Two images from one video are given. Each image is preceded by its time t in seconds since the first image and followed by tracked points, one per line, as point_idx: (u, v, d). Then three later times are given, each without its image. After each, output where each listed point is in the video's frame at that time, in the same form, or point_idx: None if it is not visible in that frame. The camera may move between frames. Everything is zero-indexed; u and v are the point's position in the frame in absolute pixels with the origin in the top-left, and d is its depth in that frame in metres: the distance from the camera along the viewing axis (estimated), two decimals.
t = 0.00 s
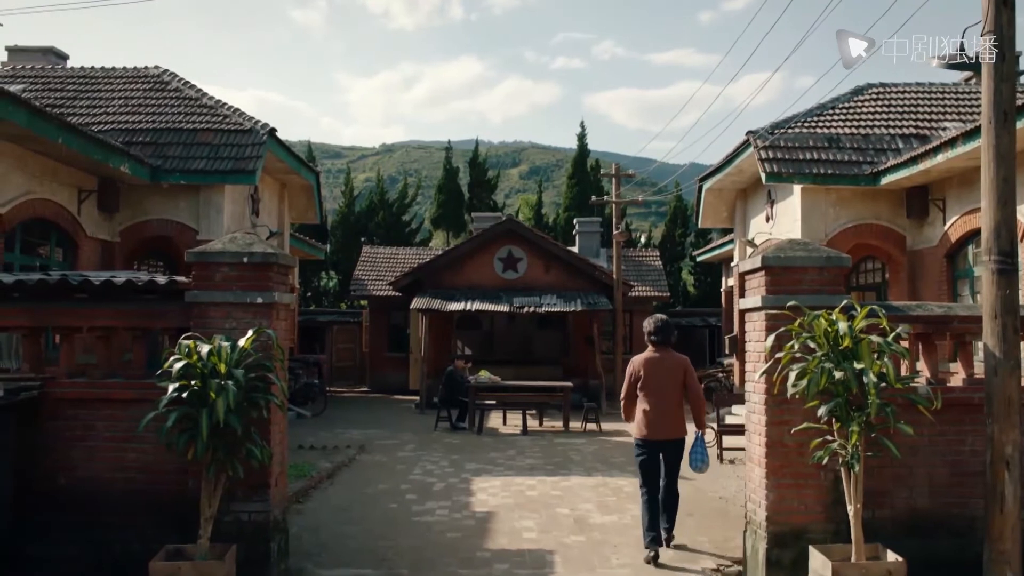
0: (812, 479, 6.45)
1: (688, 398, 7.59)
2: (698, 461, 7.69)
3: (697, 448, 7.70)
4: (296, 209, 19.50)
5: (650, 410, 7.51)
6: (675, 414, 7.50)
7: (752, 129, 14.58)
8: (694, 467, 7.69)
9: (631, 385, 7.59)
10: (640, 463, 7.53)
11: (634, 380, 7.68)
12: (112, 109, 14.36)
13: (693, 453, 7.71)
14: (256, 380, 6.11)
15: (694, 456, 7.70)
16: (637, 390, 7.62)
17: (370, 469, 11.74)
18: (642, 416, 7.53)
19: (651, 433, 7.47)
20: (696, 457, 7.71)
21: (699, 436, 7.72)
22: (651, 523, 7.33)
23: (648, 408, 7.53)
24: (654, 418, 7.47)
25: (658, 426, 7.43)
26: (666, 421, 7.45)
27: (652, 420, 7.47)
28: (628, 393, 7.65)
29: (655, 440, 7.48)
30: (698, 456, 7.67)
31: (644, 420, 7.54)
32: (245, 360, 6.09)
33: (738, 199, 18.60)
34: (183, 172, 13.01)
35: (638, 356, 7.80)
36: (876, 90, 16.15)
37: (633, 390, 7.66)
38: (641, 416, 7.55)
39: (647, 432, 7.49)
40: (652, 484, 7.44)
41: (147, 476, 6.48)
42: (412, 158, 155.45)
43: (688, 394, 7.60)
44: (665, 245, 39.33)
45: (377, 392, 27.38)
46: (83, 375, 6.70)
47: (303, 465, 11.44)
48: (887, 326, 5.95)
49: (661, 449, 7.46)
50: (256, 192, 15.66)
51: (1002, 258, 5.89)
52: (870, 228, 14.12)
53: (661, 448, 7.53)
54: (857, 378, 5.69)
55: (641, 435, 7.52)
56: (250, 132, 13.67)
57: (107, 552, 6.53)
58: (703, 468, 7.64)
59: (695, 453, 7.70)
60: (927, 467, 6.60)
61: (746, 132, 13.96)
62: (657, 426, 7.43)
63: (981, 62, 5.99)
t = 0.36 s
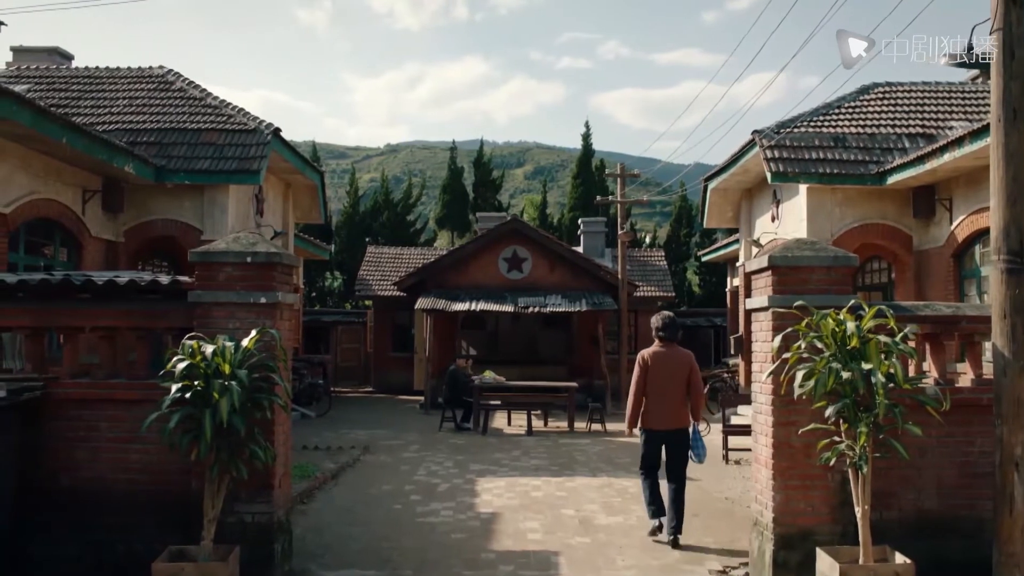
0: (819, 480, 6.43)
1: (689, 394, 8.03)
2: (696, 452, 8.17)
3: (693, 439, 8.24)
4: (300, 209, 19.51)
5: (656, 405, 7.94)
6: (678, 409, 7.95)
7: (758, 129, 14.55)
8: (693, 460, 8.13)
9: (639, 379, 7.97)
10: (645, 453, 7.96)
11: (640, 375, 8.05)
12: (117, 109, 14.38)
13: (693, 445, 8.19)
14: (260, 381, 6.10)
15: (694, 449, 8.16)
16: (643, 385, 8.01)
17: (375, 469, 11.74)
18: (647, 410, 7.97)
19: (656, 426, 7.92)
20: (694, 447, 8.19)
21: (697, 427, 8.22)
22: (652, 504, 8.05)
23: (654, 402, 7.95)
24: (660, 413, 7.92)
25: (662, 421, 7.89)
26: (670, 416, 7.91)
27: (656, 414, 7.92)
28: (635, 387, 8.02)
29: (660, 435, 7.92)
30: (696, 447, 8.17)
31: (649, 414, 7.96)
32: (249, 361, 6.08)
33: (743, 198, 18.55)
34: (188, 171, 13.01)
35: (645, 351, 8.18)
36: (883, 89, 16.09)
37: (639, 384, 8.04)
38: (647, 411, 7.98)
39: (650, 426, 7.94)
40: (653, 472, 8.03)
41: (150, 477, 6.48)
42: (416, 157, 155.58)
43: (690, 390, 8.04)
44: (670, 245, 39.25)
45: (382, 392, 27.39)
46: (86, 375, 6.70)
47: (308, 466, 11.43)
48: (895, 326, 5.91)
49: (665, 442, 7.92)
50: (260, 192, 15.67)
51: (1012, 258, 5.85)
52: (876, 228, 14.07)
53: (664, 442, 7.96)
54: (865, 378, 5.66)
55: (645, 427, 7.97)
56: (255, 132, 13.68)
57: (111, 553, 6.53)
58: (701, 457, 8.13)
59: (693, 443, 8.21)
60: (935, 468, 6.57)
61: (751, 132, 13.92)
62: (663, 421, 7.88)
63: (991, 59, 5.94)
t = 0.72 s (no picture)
0: (824, 482, 6.39)
1: (683, 393, 8.38)
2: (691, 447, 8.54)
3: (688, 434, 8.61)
4: (302, 209, 19.51)
5: (652, 405, 8.29)
6: (672, 408, 8.30)
7: (761, 128, 14.51)
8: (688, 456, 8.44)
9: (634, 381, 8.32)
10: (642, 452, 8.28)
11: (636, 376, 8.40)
12: (119, 108, 14.40)
13: (688, 440, 8.57)
14: (261, 382, 6.09)
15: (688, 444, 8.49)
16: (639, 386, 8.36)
17: (377, 470, 11.72)
18: (643, 411, 8.33)
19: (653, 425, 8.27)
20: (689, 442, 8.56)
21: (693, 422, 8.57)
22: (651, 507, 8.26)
23: (650, 403, 8.30)
24: (655, 413, 8.27)
25: (658, 421, 8.26)
26: (666, 415, 8.27)
27: (652, 414, 8.28)
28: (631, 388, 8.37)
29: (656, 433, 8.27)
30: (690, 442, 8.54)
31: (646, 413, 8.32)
32: (249, 361, 6.06)
33: (746, 198, 18.52)
34: (190, 171, 13.01)
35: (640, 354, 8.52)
36: (886, 89, 16.05)
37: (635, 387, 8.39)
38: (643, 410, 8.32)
39: (647, 425, 8.28)
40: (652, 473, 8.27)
41: (150, 478, 6.47)
42: (419, 158, 155.58)
43: (683, 390, 8.37)
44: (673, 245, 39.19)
45: (385, 392, 27.39)
46: (87, 376, 6.69)
47: (310, 466, 11.42)
48: (901, 327, 5.88)
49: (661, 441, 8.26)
50: (263, 193, 15.67)
51: (1019, 258, 5.81)
52: (880, 228, 14.03)
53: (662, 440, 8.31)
54: (870, 379, 5.63)
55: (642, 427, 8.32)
56: (257, 131, 13.66)
57: (112, 554, 6.52)
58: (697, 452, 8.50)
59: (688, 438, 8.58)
60: (942, 470, 6.53)
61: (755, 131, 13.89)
62: (659, 420, 8.24)
63: (998, 57, 5.90)
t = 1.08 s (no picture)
0: (826, 483, 6.37)
1: (677, 390, 8.57)
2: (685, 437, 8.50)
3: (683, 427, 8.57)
4: (302, 208, 19.51)
5: (646, 403, 8.55)
6: (666, 407, 8.51)
7: (762, 128, 14.50)
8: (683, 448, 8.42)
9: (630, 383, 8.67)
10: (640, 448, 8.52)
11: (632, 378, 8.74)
12: (118, 108, 14.37)
13: (682, 433, 8.54)
14: (259, 382, 6.07)
15: (683, 436, 8.51)
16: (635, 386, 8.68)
17: (376, 471, 11.69)
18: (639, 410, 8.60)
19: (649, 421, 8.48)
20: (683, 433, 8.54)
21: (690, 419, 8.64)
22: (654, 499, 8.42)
23: (643, 401, 8.57)
24: (648, 409, 8.50)
25: (651, 417, 8.47)
26: (658, 411, 8.47)
27: (645, 413, 8.53)
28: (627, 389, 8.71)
29: (651, 429, 8.47)
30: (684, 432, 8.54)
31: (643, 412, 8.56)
32: (248, 361, 6.05)
33: (747, 198, 18.51)
34: (189, 171, 12.99)
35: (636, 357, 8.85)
36: (887, 88, 16.04)
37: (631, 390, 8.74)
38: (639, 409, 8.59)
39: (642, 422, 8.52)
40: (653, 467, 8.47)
41: (148, 479, 6.44)
42: (419, 158, 155.60)
43: (677, 387, 8.57)
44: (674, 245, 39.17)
45: (384, 392, 27.37)
46: (85, 376, 6.66)
47: (309, 467, 11.39)
48: (904, 327, 5.86)
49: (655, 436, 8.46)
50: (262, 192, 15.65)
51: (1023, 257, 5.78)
52: (881, 227, 14.01)
53: (658, 437, 8.50)
54: (873, 379, 5.60)
55: (638, 426, 8.57)
56: (257, 131, 13.65)
57: (110, 555, 6.50)
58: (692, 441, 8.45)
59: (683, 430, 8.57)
60: (945, 471, 6.52)
61: (755, 131, 13.88)
62: (652, 415, 8.47)
63: (1002, 55, 5.89)
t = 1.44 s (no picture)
0: (828, 485, 6.35)
1: (672, 388, 8.96)
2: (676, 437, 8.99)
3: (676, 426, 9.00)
4: (301, 208, 19.49)
5: (643, 398, 8.86)
6: (661, 402, 8.87)
7: (762, 128, 14.49)
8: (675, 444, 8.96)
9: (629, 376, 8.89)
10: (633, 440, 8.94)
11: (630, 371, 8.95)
12: (116, 107, 14.34)
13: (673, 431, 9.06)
14: (257, 383, 6.05)
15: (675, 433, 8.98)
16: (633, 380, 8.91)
17: (376, 472, 11.66)
18: (635, 404, 8.91)
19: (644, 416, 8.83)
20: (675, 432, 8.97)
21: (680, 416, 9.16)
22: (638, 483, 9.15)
23: (641, 396, 8.87)
24: (646, 405, 8.83)
25: (648, 413, 8.82)
26: (656, 407, 8.82)
27: (642, 406, 8.85)
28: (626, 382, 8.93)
29: (647, 424, 8.83)
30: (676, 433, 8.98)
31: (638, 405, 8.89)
32: (246, 361, 6.02)
33: (747, 198, 18.50)
34: (188, 171, 12.97)
35: (635, 352, 9.05)
36: (888, 88, 16.02)
37: (627, 382, 8.94)
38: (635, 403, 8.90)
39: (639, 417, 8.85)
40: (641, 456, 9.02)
41: (145, 479, 6.42)
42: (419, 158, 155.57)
43: (672, 385, 8.96)
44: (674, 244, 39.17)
45: (384, 393, 27.35)
46: (83, 377, 6.63)
47: (308, 468, 11.37)
48: (907, 327, 5.84)
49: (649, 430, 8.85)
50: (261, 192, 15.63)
51: None
52: (882, 227, 14.00)
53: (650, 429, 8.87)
54: (876, 380, 5.58)
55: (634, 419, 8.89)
56: (256, 131, 13.63)
57: (107, 556, 6.48)
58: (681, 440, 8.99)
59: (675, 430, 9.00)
60: (948, 472, 6.50)
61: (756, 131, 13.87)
62: (650, 411, 8.80)
63: (1006, 53, 5.86)
